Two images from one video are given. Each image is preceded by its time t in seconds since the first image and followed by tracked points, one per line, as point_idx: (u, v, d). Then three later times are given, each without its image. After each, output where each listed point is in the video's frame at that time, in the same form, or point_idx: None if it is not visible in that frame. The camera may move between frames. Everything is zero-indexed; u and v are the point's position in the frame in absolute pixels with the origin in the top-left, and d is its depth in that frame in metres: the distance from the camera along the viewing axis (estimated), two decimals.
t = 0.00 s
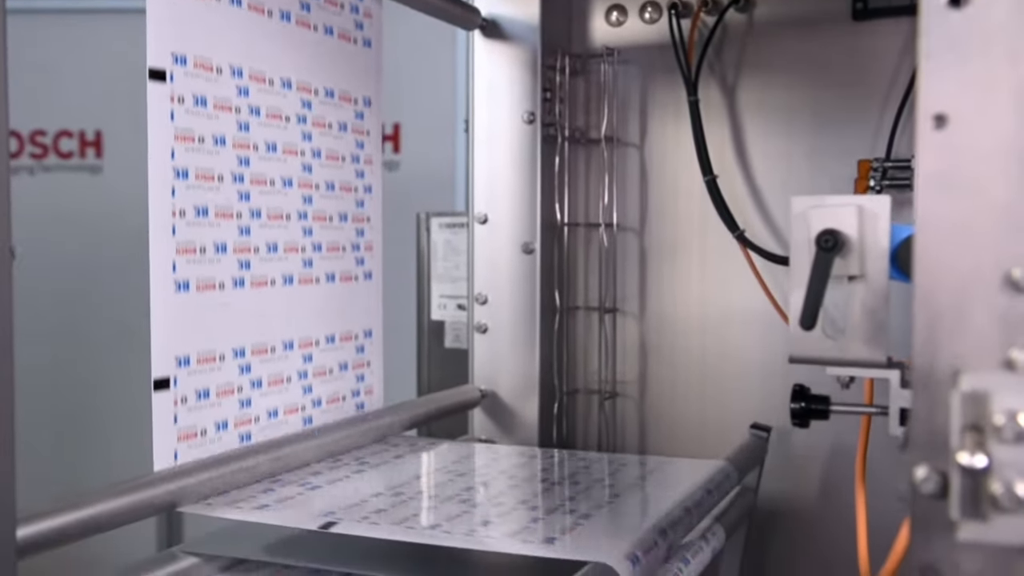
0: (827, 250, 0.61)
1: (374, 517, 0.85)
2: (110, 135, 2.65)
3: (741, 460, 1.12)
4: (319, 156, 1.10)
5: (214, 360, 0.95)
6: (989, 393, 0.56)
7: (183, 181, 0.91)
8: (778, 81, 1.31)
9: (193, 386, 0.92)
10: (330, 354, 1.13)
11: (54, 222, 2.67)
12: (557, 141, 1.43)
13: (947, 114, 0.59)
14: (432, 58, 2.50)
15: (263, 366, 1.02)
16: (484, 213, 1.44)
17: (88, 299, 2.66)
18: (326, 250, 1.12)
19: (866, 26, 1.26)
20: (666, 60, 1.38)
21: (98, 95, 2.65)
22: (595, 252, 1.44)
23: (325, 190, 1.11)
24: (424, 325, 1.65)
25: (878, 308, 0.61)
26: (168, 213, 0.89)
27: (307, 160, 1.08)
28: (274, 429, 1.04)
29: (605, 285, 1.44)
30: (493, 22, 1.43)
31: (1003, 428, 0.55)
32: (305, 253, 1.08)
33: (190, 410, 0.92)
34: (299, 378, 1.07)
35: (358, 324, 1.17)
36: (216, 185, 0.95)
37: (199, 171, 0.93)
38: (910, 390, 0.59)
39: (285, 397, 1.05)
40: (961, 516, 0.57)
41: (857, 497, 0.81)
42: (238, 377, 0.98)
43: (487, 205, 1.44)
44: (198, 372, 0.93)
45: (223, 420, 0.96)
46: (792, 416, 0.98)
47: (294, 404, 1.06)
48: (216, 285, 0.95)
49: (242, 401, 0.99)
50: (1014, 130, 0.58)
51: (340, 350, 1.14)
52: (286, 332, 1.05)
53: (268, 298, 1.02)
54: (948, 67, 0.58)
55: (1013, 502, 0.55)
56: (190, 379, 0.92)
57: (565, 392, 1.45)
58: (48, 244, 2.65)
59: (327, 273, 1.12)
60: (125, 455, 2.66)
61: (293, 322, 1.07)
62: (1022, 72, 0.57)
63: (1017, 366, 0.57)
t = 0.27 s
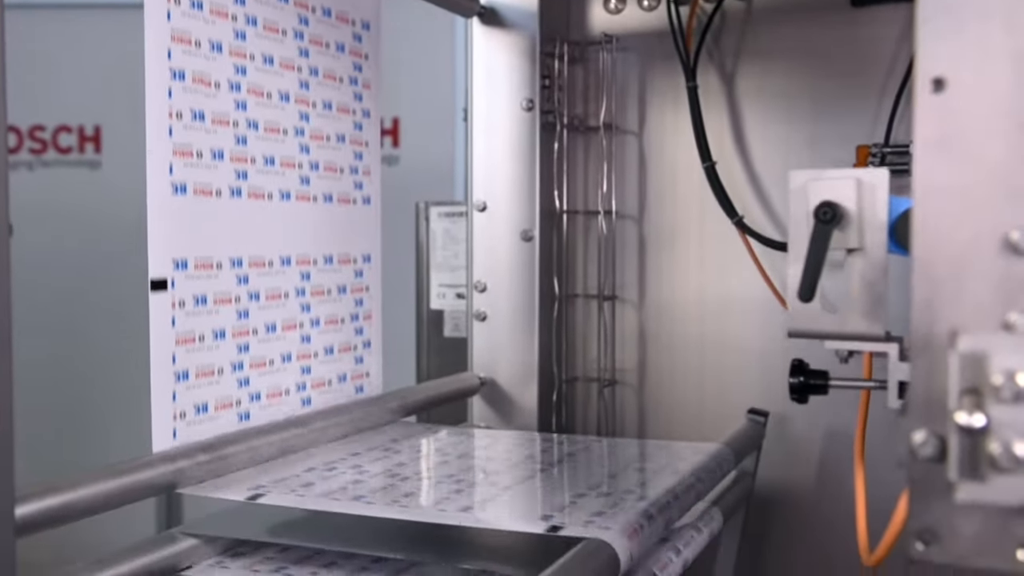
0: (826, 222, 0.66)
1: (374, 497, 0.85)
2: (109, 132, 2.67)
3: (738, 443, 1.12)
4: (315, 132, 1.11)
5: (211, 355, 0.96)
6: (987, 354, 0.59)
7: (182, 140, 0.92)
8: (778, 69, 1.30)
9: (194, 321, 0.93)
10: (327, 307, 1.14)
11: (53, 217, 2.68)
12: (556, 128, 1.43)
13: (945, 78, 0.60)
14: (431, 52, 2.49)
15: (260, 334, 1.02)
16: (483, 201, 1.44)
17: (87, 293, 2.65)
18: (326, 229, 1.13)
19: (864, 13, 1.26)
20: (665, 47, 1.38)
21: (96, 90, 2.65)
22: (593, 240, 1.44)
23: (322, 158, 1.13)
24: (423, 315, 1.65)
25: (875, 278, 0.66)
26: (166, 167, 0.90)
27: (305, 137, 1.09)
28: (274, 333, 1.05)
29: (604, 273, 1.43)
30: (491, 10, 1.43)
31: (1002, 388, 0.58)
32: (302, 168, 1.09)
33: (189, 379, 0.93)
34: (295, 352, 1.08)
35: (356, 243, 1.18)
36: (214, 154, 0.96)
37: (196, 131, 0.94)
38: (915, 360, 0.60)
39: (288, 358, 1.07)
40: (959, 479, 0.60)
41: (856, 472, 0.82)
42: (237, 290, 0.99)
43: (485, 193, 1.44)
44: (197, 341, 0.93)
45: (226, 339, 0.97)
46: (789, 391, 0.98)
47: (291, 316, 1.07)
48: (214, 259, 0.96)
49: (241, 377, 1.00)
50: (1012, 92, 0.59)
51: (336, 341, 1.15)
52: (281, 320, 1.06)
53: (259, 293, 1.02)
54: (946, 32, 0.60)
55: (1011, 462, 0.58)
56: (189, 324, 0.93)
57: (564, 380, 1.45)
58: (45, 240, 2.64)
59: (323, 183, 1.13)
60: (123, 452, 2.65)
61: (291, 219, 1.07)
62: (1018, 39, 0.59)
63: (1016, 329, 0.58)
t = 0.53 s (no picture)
0: (824, 191, 0.66)
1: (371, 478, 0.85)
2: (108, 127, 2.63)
3: (742, 429, 1.12)
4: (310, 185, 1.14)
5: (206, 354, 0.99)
6: (985, 307, 0.56)
7: (180, 183, 0.95)
8: (778, 57, 1.30)
9: (193, 333, 0.96)
10: (326, 225, 1.17)
11: (53, 212, 2.68)
12: (555, 116, 1.43)
13: (943, 39, 0.59)
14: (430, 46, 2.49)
15: (256, 346, 1.06)
16: (482, 188, 1.44)
17: (85, 287, 2.66)
18: (320, 269, 1.16)
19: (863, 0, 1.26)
20: (664, 35, 1.38)
21: (95, 85, 2.63)
22: (592, 228, 1.44)
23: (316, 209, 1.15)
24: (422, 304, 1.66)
25: (874, 249, 0.66)
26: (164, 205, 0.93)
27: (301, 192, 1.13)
28: (273, 344, 1.09)
29: (603, 261, 1.43)
30: None
31: (1000, 343, 0.55)
32: (302, 244, 1.13)
33: (187, 372, 0.96)
34: (290, 360, 1.12)
35: (355, 164, 1.22)
36: (210, 118, 0.98)
37: (198, 165, 0.97)
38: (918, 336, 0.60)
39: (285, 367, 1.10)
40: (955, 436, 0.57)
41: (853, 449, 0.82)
42: (236, 301, 1.03)
43: (485, 180, 1.44)
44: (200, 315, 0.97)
45: (225, 246, 1.01)
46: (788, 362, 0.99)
47: (291, 326, 1.11)
48: (213, 274, 0.99)
49: (239, 364, 1.03)
50: (1011, 52, 0.57)
51: (331, 349, 1.19)
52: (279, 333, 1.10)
53: (258, 311, 1.06)
54: None
55: (1009, 417, 0.54)
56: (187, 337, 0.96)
57: (562, 367, 1.46)
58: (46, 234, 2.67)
59: (323, 267, 1.17)
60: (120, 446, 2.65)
61: (292, 130, 1.11)
62: None
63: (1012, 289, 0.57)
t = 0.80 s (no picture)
0: (822, 159, 0.67)
1: (368, 458, 0.85)
2: (106, 123, 2.62)
3: (755, 415, 1.10)
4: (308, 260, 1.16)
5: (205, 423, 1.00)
6: (983, 262, 0.54)
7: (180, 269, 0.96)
8: (776, 44, 1.30)
9: (191, 232, 0.97)
10: (324, 140, 1.19)
11: (53, 206, 2.69)
12: (553, 102, 1.43)
13: None
14: (429, 39, 2.49)
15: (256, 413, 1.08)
16: (481, 175, 1.44)
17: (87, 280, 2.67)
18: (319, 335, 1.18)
19: None
20: (662, 22, 1.38)
21: (94, 81, 2.62)
22: (591, 216, 1.44)
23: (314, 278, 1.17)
24: (421, 293, 1.66)
25: (871, 220, 0.67)
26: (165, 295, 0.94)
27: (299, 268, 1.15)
28: (272, 254, 1.10)
29: (601, 248, 1.43)
30: None
31: (996, 297, 0.53)
32: (302, 158, 1.15)
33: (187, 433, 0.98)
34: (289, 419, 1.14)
35: (355, 85, 1.24)
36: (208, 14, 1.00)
37: (197, 281, 0.98)
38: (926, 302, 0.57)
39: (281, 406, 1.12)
40: (952, 391, 0.55)
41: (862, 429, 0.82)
42: (235, 206, 1.04)
43: (484, 167, 1.44)
44: (194, 254, 0.98)
45: (224, 254, 1.02)
46: (787, 335, 1.00)
47: (289, 238, 1.12)
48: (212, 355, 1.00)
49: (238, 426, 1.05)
50: (1010, 11, 0.56)
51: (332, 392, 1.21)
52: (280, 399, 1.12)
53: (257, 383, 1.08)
54: None
55: (1006, 371, 0.53)
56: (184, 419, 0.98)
57: (561, 354, 1.46)
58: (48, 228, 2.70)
59: (322, 274, 1.19)
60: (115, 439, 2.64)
61: (292, 41, 1.13)
62: None
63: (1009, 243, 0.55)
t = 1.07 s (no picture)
0: (820, 131, 0.61)
1: (369, 436, 0.86)
2: (105, 117, 2.60)
3: (751, 398, 1.11)
4: (308, 272, 1.20)
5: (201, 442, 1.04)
6: (978, 221, 0.53)
7: (179, 284, 1.00)
8: (775, 32, 1.30)
9: (188, 134, 1.01)
10: (321, 60, 1.21)
11: (54, 201, 2.69)
12: (552, 90, 1.43)
13: None
14: (428, 32, 2.48)
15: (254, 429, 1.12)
16: (480, 162, 1.43)
17: (86, 273, 2.66)
18: (317, 347, 1.22)
19: None
20: (662, 10, 1.38)
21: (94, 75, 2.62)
22: (590, 203, 1.44)
23: (314, 293, 1.21)
24: (420, 282, 1.66)
25: (872, 194, 0.61)
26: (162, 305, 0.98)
27: (299, 283, 1.18)
28: (270, 166, 1.13)
29: (600, 236, 1.44)
30: None
31: (993, 253, 0.53)
32: (300, 75, 1.18)
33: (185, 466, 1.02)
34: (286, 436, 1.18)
35: (353, 8, 1.27)
36: None
37: (197, 262, 1.02)
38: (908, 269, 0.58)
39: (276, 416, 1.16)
40: (950, 349, 0.54)
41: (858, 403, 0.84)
42: (232, 114, 1.07)
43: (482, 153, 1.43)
44: (192, 156, 1.01)
45: (222, 160, 1.05)
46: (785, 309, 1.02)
47: (287, 152, 1.15)
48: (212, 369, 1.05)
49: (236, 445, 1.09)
50: None
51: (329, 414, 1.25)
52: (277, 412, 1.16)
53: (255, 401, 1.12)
54: None
55: (1003, 328, 0.52)
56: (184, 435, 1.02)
57: (560, 342, 1.46)
58: (48, 222, 2.70)
59: (321, 195, 1.22)
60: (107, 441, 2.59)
61: None
62: None
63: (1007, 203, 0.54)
